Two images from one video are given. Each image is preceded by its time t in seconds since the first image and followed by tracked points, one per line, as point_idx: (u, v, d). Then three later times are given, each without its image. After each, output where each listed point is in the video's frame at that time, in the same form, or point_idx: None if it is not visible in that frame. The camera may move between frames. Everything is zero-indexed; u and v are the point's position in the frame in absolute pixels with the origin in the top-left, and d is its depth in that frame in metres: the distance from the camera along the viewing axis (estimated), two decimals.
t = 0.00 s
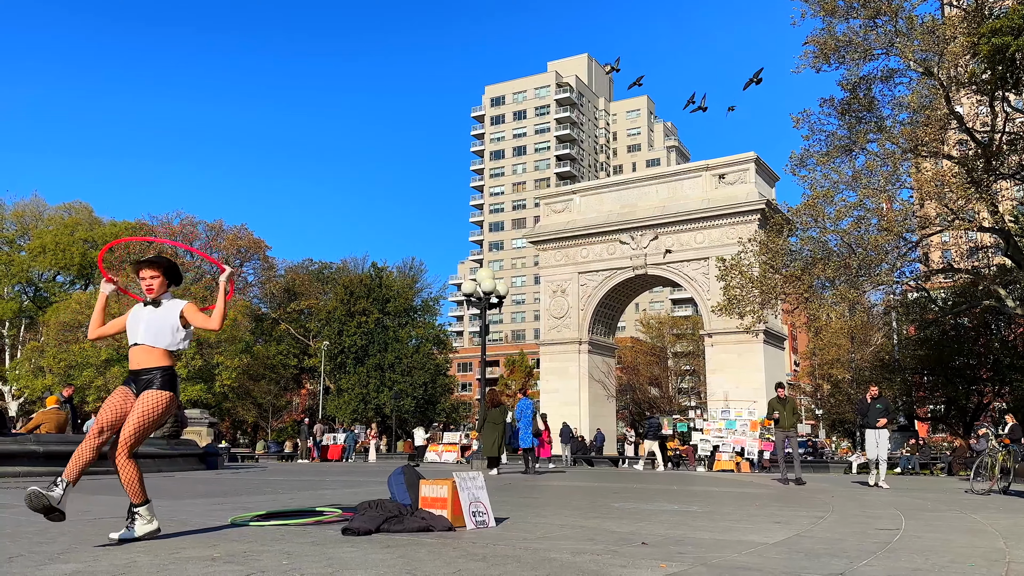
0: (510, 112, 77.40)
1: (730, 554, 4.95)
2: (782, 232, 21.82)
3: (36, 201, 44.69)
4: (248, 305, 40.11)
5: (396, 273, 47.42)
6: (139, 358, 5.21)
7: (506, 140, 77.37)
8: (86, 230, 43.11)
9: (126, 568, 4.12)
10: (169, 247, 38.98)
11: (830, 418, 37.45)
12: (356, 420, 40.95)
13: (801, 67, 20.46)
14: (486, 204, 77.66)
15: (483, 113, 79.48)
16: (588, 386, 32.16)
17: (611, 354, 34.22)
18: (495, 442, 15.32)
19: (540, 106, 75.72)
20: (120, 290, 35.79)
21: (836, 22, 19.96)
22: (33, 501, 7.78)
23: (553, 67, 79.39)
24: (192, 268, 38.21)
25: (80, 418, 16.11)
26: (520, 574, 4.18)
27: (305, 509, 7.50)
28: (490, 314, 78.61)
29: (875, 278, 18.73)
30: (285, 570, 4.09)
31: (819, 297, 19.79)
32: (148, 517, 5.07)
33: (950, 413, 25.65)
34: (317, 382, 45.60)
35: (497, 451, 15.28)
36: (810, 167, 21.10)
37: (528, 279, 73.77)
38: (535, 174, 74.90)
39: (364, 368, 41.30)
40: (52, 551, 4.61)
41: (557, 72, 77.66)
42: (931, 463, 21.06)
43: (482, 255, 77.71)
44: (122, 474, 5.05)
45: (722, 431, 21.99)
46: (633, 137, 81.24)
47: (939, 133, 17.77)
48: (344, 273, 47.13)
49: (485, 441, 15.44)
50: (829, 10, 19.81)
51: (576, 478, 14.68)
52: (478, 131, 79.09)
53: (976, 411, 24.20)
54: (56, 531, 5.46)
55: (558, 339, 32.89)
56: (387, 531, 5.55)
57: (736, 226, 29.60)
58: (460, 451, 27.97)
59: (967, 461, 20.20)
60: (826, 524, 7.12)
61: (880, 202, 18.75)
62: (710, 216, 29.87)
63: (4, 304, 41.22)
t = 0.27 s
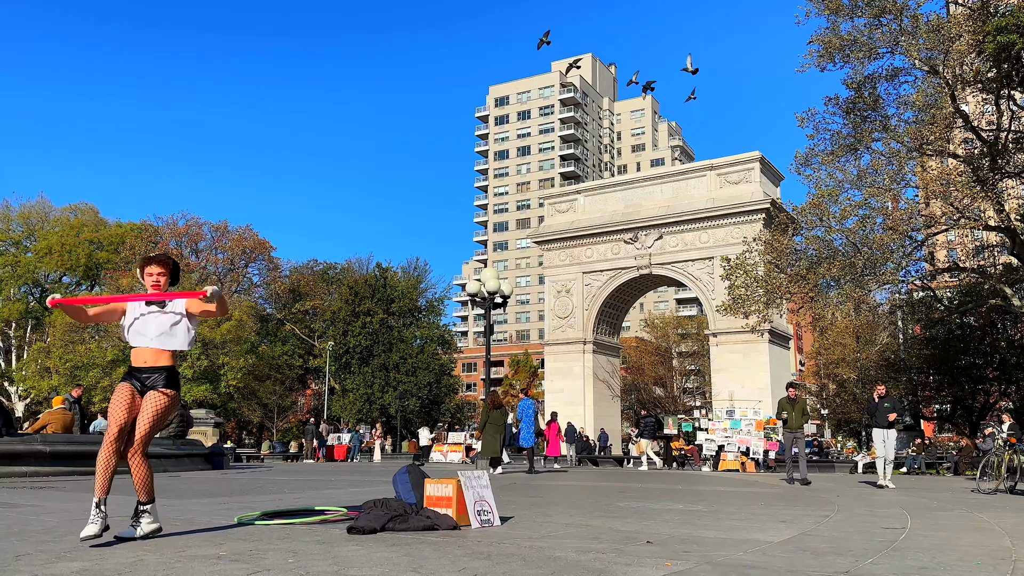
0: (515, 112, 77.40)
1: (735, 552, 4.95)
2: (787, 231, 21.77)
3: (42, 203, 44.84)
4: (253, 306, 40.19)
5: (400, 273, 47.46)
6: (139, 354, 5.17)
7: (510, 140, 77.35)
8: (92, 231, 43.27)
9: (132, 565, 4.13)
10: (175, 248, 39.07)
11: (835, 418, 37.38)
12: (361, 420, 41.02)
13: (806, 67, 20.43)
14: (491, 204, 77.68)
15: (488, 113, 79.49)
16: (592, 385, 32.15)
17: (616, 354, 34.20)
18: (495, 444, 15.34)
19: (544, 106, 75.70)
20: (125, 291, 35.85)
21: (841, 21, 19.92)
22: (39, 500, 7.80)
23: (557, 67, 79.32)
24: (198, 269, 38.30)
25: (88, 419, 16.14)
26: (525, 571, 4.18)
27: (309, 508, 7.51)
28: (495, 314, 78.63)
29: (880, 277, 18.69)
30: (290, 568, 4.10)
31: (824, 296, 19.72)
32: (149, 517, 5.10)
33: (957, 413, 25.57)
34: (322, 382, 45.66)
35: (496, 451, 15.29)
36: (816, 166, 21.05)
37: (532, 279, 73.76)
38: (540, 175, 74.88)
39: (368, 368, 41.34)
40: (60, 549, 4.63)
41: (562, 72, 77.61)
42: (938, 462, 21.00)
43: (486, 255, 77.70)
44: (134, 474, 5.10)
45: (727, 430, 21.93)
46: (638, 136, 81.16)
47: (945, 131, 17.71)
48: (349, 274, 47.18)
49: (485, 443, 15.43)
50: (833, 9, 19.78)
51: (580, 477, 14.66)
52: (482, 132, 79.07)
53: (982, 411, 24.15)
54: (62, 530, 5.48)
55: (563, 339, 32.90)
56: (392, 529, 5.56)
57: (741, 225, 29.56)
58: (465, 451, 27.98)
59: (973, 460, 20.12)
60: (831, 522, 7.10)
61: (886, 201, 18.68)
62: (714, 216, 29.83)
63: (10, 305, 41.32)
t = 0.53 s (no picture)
0: (521, 112, 77.38)
1: (743, 552, 4.95)
2: (795, 230, 21.71)
3: (51, 204, 45.10)
4: (261, 307, 40.33)
5: (407, 274, 47.52)
6: (143, 362, 5.23)
7: (517, 140, 77.35)
8: (100, 232, 43.51)
9: (142, 566, 4.16)
10: (182, 249, 39.24)
11: (844, 417, 37.25)
12: (369, 420, 41.09)
13: (812, 66, 20.38)
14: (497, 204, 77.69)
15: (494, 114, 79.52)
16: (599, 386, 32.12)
17: (623, 354, 34.16)
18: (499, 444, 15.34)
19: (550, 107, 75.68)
20: (134, 292, 36.03)
21: (848, 20, 19.87)
22: (50, 501, 7.86)
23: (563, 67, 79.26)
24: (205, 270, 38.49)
25: (98, 420, 16.23)
26: (533, 571, 4.20)
27: (317, 507, 7.54)
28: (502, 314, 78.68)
29: (888, 276, 18.63)
30: (300, 568, 4.11)
31: (832, 296, 19.64)
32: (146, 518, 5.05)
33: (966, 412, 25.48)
34: (329, 383, 45.78)
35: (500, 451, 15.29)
36: (823, 165, 21.00)
37: (539, 280, 73.75)
38: (546, 175, 74.86)
39: (376, 369, 41.40)
40: (70, 550, 4.66)
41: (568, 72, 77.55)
42: (947, 462, 20.91)
43: (493, 256, 77.73)
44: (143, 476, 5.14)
45: (735, 430, 21.93)
46: (644, 136, 81.04)
47: (953, 129, 17.64)
48: (356, 274, 47.28)
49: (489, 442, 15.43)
50: (840, 8, 19.74)
51: (588, 477, 14.69)
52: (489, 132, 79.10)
53: (992, 410, 24.03)
54: (73, 531, 5.51)
55: (569, 339, 32.89)
56: (401, 529, 5.58)
57: (748, 224, 29.50)
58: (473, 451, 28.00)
59: (983, 460, 20.02)
60: (839, 522, 7.09)
61: (893, 200, 18.62)
62: (721, 215, 29.77)
63: (20, 307, 41.56)
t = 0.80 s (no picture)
0: (529, 112, 77.38)
1: (756, 553, 4.94)
2: (805, 229, 21.62)
3: (62, 206, 45.40)
4: (271, 307, 40.48)
5: (416, 274, 47.60)
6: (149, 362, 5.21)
7: (525, 140, 77.35)
8: (111, 234, 43.77)
9: (156, 566, 4.18)
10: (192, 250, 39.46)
11: (855, 417, 37.09)
12: (378, 420, 41.17)
13: (822, 64, 20.30)
14: (506, 204, 77.72)
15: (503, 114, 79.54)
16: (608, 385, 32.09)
17: (632, 354, 34.12)
18: (507, 444, 15.34)
19: (559, 106, 75.64)
20: (144, 293, 36.20)
21: (857, 18, 19.79)
22: (63, 502, 7.91)
23: (572, 67, 79.20)
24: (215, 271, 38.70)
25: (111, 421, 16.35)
26: (545, 572, 4.21)
27: (328, 507, 7.57)
28: (511, 314, 78.69)
29: (899, 275, 18.54)
30: (313, 568, 4.13)
31: (843, 295, 19.55)
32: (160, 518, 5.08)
33: (978, 412, 25.32)
34: (339, 383, 45.90)
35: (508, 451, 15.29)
36: (833, 164, 20.92)
37: (548, 279, 73.72)
38: (554, 174, 74.84)
39: (385, 369, 41.47)
40: (85, 550, 4.69)
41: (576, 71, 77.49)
42: (959, 462, 20.78)
43: (502, 256, 77.74)
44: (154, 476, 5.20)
45: (746, 430, 21.87)
46: (653, 135, 80.90)
47: (965, 127, 17.54)
48: (366, 275, 47.40)
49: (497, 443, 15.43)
50: (849, 6, 19.67)
51: (598, 477, 14.68)
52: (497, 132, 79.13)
53: (1005, 409, 23.87)
54: (86, 531, 5.55)
55: (578, 339, 32.88)
56: (412, 530, 5.60)
57: (758, 224, 29.42)
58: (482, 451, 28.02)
59: (996, 460, 19.89)
60: (851, 523, 7.07)
61: (904, 198, 18.53)
62: (731, 214, 29.70)
63: (32, 308, 41.83)
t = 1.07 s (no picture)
0: (539, 112, 77.37)
1: (766, 555, 4.95)
2: (816, 228, 21.54)
3: (76, 209, 45.76)
4: (282, 308, 40.66)
5: (427, 275, 47.69)
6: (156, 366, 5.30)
7: (535, 140, 77.35)
8: (124, 236, 44.11)
9: (171, 567, 4.23)
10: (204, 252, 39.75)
11: (867, 416, 36.91)
12: (389, 421, 41.31)
13: (833, 62, 20.22)
14: (516, 205, 77.75)
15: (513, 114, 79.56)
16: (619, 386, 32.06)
17: (642, 354, 34.07)
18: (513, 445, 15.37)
19: (569, 106, 75.58)
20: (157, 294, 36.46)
21: (868, 16, 19.70)
22: (78, 503, 7.99)
23: (581, 66, 79.13)
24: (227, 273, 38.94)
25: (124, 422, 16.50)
26: (555, 574, 4.23)
27: (339, 509, 7.62)
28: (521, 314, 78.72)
29: (911, 274, 18.45)
30: (325, 570, 4.17)
31: (854, 295, 19.45)
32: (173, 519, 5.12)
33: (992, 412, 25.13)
34: (350, 383, 46.07)
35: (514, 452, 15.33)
36: (845, 163, 20.84)
37: (558, 280, 73.70)
38: (564, 174, 74.82)
39: (396, 369, 41.57)
40: (100, 551, 4.75)
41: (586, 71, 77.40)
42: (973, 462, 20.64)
43: (512, 256, 77.78)
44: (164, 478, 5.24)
45: (757, 431, 21.82)
46: (663, 135, 80.71)
47: (977, 125, 17.44)
48: (376, 276, 47.54)
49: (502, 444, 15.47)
50: (860, 4, 19.60)
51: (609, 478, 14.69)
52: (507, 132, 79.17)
53: (1019, 409, 23.71)
54: (101, 532, 5.61)
55: (589, 339, 32.88)
56: (423, 531, 5.63)
57: (769, 223, 29.34)
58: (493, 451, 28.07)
59: (1010, 460, 19.76)
60: (862, 524, 7.06)
61: (916, 197, 18.43)
62: (741, 214, 29.63)
63: (46, 310, 42.18)
